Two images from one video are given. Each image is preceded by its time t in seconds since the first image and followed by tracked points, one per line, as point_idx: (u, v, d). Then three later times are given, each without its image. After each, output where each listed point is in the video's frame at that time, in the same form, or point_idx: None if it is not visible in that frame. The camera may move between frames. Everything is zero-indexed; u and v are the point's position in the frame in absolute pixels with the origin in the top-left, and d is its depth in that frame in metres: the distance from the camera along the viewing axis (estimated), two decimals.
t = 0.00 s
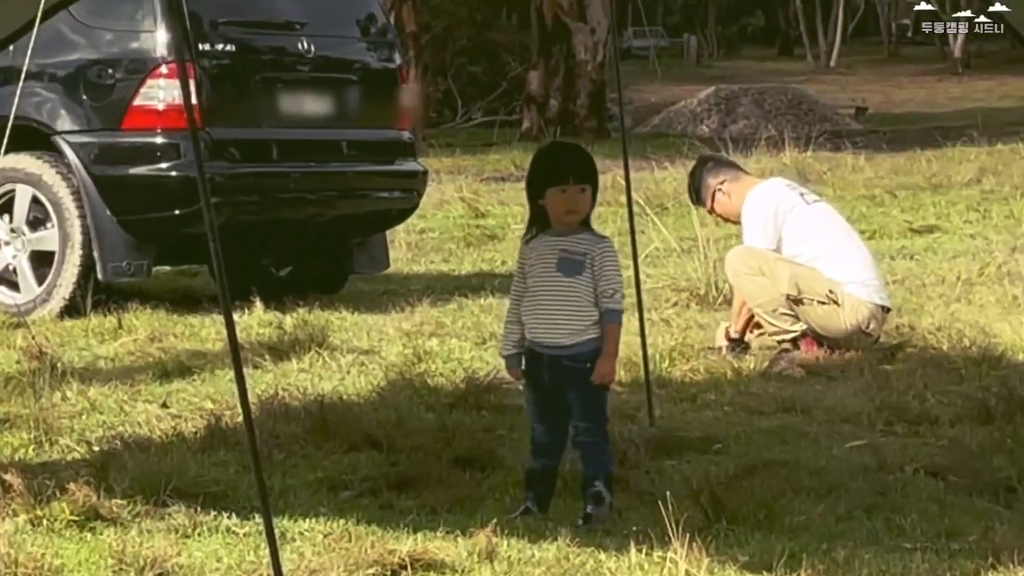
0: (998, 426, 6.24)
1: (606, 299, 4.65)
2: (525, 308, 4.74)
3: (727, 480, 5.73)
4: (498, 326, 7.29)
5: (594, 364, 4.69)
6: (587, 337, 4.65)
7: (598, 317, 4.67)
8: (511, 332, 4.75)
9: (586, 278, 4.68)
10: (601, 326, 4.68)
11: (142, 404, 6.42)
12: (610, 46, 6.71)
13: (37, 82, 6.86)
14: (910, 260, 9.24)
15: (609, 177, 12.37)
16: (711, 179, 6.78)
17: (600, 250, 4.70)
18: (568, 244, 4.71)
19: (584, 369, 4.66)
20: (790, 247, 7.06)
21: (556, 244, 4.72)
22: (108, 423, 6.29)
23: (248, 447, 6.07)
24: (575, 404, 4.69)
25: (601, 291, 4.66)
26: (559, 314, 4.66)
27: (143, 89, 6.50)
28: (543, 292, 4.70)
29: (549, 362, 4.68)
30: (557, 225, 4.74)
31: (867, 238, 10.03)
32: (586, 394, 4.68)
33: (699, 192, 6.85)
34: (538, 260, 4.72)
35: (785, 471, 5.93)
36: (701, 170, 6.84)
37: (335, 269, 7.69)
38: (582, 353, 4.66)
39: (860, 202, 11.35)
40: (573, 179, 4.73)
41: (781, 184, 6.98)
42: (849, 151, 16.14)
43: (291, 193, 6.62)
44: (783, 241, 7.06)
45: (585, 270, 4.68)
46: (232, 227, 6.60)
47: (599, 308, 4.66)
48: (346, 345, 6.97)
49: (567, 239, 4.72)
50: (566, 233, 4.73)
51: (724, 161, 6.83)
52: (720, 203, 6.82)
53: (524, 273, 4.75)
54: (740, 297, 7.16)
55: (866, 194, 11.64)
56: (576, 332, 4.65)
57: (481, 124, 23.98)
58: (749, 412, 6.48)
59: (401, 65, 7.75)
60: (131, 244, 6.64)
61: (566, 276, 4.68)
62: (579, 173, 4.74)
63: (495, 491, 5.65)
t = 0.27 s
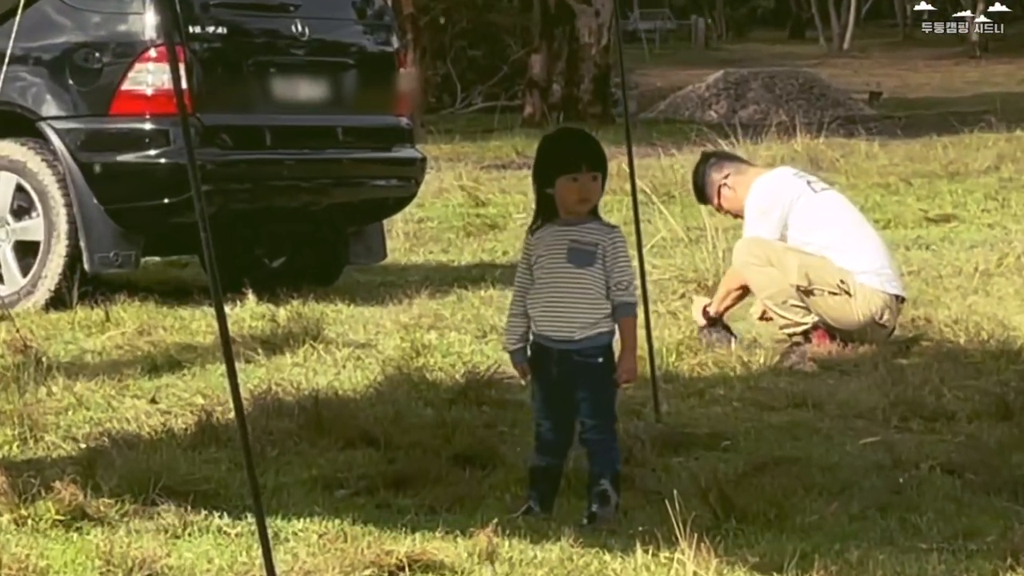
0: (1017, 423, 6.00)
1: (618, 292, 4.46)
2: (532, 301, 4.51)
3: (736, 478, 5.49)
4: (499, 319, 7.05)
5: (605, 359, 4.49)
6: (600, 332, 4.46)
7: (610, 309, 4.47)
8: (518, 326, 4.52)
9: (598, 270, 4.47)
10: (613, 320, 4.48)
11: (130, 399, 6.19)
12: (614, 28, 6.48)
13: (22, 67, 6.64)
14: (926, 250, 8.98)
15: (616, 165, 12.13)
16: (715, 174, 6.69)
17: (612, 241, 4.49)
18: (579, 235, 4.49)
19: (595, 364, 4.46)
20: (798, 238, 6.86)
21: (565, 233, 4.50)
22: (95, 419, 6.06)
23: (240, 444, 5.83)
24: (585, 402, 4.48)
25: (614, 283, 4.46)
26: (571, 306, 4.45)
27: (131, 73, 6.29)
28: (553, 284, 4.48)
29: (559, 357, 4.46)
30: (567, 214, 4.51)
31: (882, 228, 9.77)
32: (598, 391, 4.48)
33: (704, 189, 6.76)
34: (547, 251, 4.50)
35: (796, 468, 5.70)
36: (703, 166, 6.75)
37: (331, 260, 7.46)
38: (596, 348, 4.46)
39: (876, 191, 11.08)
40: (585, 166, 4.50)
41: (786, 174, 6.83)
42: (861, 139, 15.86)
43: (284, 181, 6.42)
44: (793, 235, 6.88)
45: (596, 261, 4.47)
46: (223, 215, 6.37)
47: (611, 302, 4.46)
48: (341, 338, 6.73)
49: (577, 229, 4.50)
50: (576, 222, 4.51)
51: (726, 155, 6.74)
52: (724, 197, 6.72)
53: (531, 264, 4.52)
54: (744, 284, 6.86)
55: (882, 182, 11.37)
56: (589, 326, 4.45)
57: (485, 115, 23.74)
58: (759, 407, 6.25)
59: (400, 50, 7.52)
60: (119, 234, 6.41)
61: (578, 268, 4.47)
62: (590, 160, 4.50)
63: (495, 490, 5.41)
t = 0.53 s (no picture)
0: None
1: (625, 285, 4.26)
2: (534, 294, 4.29)
3: (745, 477, 5.30)
4: (500, 312, 6.84)
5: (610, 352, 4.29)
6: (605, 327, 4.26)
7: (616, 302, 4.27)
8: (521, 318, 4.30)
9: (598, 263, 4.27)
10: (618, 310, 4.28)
11: (118, 396, 5.98)
12: (619, 11, 6.26)
13: (8, 52, 6.45)
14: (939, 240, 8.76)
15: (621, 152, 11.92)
16: (721, 165, 6.47)
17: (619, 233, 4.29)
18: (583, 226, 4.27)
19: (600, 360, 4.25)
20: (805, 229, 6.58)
21: (568, 224, 4.28)
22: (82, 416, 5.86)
23: (232, 442, 5.63)
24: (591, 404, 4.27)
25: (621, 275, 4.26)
26: (576, 300, 4.24)
27: (120, 57, 6.07)
28: (557, 278, 4.27)
29: (564, 352, 4.26)
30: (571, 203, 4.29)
31: (894, 218, 9.55)
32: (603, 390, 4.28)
33: (709, 180, 6.54)
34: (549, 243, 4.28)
35: (807, 467, 5.50)
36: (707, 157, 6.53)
37: (326, 248, 7.24)
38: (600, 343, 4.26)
39: (888, 178, 10.86)
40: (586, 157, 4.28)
41: (791, 163, 6.58)
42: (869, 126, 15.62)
43: (278, 169, 6.22)
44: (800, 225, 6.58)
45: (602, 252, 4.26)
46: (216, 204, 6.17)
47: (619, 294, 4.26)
48: (337, 332, 6.52)
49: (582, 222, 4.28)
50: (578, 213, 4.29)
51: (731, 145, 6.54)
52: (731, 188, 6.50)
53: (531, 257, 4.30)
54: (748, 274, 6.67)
55: (894, 169, 11.15)
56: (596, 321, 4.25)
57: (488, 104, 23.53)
58: (769, 403, 6.04)
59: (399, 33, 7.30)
60: (106, 224, 6.20)
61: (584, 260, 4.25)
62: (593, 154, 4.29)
63: (498, 488, 5.20)
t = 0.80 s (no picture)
0: None
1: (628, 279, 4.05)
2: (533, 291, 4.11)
3: (754, 476, 5.09)
4: (500, 305, 6.62)
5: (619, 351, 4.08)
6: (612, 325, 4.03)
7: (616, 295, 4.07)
8: (519, 313, 4.10)
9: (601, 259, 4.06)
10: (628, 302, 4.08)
11: (106, 391, 5.79)
12: None
13: None
14: (954, 230, 8.54)
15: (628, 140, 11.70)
16: (727, 154, 6.19)
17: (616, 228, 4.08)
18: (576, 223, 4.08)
19: (602, 355, 4.04)
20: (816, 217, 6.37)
21: (561, 222, 4.08)
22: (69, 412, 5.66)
23: (224, 439, 5.43)
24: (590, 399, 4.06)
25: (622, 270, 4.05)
26: (573, 298, 4.05)
27: (108, 41, 5.91)
28: (554, 276, 4.07)
29: (564, 343, 4.07)
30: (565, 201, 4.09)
31: (907, 208, 9.32)
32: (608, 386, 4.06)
33: (714, 170, 6.26)
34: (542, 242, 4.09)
35: (818, 465, 5.29)
36: (711, 146, 6.25)
37: (322, 237, 7.08)
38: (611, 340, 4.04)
39: (901, 167, 10.63)
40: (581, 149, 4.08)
41: (800, 148, 6.32)
42: (878, 115, 15.39)
43: (271, 158, 6.02)
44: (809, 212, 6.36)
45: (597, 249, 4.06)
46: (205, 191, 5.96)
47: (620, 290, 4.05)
48: (332, 326, 6.31)
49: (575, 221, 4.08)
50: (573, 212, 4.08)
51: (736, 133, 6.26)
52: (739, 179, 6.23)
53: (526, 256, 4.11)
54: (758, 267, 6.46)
55: (907, 157, 10.92)
56: (601, 318, 4.04)
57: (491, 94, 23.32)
58: (779, 400, 5.84)
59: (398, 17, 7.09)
60: (95, 213, 6.02)
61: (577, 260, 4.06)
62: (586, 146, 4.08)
63: (498, 486, 4.99)
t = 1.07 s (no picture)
0: None
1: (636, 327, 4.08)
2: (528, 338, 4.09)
3: (764, 474, 4.90)
4: (501, 298, 6.41)
5: (639, 372, 4.18)
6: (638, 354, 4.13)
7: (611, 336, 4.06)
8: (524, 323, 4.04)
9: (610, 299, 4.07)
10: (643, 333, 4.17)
11: (94, 387, 5.60)
12: None
13: None
14: (969, 221, 8.32)
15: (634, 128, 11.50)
16: (731, 144, 6.00)
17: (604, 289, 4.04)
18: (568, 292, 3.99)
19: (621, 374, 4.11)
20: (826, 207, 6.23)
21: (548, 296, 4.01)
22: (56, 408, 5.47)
23: (216, 436, 5.24)
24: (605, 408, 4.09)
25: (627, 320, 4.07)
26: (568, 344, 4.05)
27: (97, 26, 5.75)
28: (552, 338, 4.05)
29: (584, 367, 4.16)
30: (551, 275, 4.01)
31: (919, 197, 9.10)
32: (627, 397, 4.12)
33: (719, 161, 6.07)
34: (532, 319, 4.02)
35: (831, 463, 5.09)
36: (715, 136, 6.06)
37: (317, 227, 6.89)
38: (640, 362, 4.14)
39: (915, 156, 10.42)
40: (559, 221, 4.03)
41: (807, 135, 6.16)
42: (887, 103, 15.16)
43: (265, 146, 5.83)
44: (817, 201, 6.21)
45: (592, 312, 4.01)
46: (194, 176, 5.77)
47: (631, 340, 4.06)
48: (328, 318, 6.11)
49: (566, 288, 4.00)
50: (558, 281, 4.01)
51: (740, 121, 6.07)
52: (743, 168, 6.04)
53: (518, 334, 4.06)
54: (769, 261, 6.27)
55: (923, 147, 10.72)
56: (621, 358, 4.10)
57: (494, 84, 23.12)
58: (790, 395, 5.63)
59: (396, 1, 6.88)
60: (83, 204, 5.85)
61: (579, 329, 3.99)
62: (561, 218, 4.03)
63: (498, 485, 4.79)
